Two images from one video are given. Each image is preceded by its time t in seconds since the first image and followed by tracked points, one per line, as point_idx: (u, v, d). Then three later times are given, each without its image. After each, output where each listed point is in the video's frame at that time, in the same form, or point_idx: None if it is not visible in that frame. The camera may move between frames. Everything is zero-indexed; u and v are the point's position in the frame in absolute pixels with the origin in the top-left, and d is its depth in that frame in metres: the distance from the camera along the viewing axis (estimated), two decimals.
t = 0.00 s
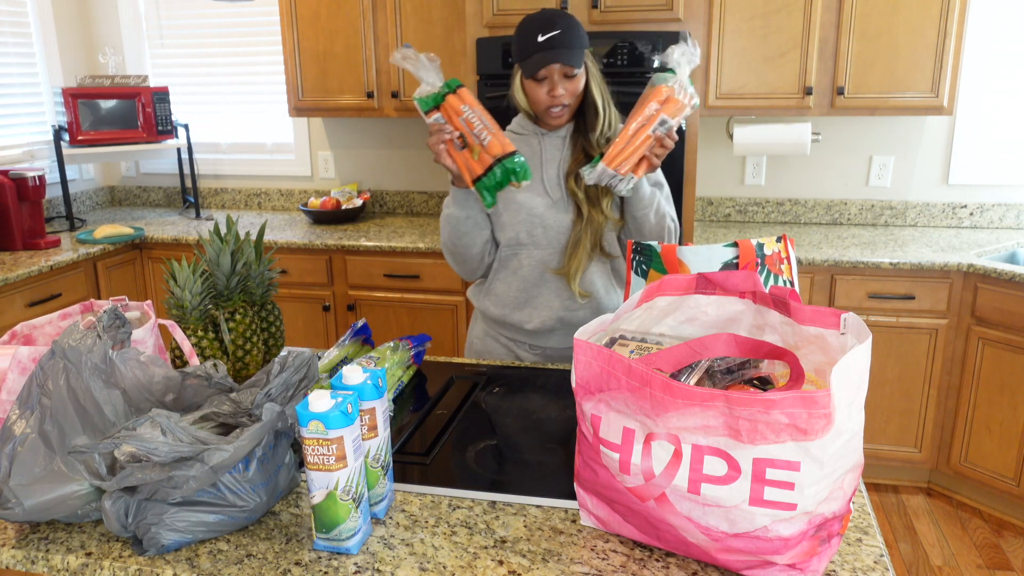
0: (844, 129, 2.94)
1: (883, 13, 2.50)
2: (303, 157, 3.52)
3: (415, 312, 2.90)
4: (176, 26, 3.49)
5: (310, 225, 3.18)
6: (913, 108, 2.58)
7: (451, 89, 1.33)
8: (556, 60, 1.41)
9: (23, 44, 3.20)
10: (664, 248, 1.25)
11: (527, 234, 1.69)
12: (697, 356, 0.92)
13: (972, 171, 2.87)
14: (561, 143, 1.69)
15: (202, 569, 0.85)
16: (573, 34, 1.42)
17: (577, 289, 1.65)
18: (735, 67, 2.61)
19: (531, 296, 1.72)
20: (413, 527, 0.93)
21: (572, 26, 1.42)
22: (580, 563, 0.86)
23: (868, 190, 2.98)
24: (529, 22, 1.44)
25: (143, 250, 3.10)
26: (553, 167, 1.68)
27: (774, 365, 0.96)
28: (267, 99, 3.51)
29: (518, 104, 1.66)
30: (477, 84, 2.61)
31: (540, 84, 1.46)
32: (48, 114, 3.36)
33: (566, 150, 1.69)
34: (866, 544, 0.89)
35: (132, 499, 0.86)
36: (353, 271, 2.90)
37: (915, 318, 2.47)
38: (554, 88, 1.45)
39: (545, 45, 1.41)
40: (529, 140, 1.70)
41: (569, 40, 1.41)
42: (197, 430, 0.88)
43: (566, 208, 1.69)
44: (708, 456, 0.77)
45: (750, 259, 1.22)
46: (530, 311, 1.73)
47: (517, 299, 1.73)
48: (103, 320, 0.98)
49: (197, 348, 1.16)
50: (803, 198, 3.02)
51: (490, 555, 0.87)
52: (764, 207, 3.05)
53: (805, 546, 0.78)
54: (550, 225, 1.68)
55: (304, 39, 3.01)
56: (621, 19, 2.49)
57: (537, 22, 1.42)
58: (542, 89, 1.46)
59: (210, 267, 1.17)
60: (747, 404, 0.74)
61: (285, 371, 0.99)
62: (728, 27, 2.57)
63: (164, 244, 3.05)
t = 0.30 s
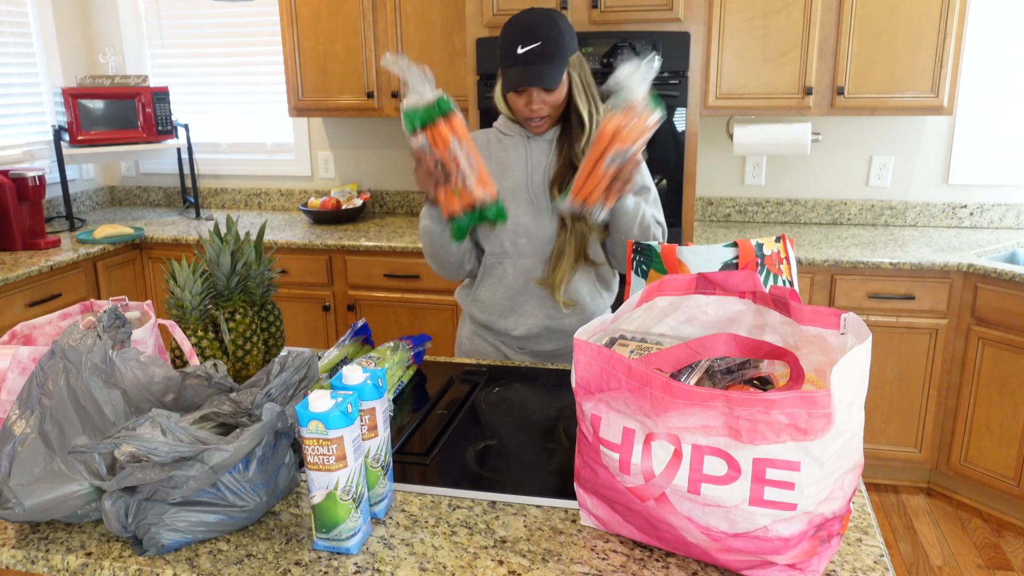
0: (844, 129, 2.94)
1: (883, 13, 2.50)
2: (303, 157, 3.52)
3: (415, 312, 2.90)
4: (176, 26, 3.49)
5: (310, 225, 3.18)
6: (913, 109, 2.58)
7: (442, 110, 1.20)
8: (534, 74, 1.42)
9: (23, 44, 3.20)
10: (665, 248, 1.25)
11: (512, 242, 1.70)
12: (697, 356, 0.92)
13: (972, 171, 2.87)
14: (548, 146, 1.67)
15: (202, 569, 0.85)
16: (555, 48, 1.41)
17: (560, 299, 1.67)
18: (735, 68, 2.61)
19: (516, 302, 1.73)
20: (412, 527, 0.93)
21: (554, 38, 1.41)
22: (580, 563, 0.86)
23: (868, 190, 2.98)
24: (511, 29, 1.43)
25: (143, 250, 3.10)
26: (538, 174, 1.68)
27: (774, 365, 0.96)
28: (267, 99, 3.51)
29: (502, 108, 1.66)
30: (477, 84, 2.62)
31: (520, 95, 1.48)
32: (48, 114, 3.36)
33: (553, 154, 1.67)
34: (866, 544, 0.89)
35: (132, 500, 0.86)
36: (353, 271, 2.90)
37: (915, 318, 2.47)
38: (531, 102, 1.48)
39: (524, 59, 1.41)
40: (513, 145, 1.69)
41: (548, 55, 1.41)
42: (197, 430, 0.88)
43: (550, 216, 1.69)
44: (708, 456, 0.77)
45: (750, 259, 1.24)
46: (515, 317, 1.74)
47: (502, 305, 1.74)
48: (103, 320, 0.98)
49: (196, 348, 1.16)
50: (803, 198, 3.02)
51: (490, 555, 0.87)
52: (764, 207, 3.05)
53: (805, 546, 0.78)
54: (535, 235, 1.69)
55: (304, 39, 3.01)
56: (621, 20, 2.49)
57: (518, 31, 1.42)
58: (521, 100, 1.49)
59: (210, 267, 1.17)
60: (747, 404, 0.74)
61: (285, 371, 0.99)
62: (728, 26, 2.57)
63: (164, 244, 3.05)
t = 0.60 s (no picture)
0: (844, 129, 2.94)
1: (882, 13, 2.50)
2: (303, 157, 3.51)
3: (416, 312, 2.90)
4: (176, 26, 3.49)
5: (310, 225, 3.18)
6: (913, 108, 2.58)
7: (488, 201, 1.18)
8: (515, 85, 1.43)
9: (23, 44, 3.20)
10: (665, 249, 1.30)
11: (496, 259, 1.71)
12: (697, 356, 0.92)
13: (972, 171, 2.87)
14: (526, 160, 1.69)
15: (202, 569, 0.85)
16: (540, 62, 1.43)
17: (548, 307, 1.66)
18: (735, 68, 2.61)
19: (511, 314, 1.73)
20: (413, 527, 0.93)
21: (537, 50, 1.42)
22: (580, 563, 0.86)
23: (868, 190, 2.98)
24: (494, 39, 1.44)
25: (143, 250, 3.10)
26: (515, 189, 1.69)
27: (774, 365, 0.96)
28: (267, 99, 3.51)
29: (479, 118, 1.67)
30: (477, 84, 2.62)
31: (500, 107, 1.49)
32: (48, 114, 3.36)
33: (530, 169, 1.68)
34: (866, 544, 0.89)
35: (132, 499, 0.86)
36: (353, 271, 2.90)
37: (915, 318, 2.47)
38: (511, 115, 1.50)
39: (507, 71, 1.43)
40: (490, 164, 1.71)
41: (531, 67, 1.42)
42: (197, 430, 0.88)
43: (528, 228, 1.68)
44: (708, 456, 0.77)
45: (750, 260, 1.28)
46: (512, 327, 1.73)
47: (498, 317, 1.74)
48: (103, 320, 0.98)
49: (197, 348, 1.16)
50: (803, 198, 3.02)
51: (490, 555, 0.87)
52: (764, 207, 3.05)
53: (806, 546, 0.78)
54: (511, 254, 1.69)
55: (304, 39, 3.01)
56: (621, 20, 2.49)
57: (502, 41, 1.42)
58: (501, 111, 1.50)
59: (210, 267, 1.17)
60: (747, 404, 0.74)
61: (285, 371, 0.99)
62: (728, 26, 2.57)
63: (164, 244, 3.05)
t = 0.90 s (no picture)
0: (844, 129, 2.94)
1: (882, 13, 2.50)
2: (303, 157, 3.51)
3: (416, 311, 2.90)
4: (176, 26, 3.49)
5: (310, 225, 3.18)
6: (913, 109, 2.58)
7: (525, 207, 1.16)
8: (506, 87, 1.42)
9: (23, 44, 3.20)
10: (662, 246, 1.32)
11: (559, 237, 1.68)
12: (697, 355, 0.92)
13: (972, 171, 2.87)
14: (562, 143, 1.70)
15: (202, 569, 0.85)
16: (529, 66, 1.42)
17: (600, 287, 1.65)
18: (735, 68, 2.61)
19: (559, 300, 1.71)
20: (412, 527, 0.93)
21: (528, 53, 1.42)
22: (580, 563, 0.86)
23: (868, 190, 2.98)
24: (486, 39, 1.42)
25: (143, 250, 3.10)
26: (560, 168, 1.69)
27: (774, 365, 0.97)
28: (267, 99, 3.51)
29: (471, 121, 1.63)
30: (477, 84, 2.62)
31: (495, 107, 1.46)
32: (48, 114, 3.36)
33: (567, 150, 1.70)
34: (866, 544, 0.89)
35: (132, 499, 0.86)
36: (353, 271, 2.90)
37: (915, 318, 2.47)
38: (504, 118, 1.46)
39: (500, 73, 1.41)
40: (501, 170, 1.69)
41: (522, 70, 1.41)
42: (197, 430, 0.88)
43: (567, 211, 1.69)
44: (708, 456, 0.77)
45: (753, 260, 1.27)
46: (559, 314, 1.71)
47: (544, 305, 1.72)
48: (103, 320, 0.98)
49: (196, 348, 1.16)
50: (803, 198, 3.02)
51: (490, 555, 0.87)
52: (764, 207, 3.05)
53: (805, 546, 0.78)
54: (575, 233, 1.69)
55: (304, 38, 3.01)
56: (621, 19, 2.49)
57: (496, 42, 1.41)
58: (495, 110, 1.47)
59: (210, 267, 1.16)
60: (747, 404, 0.74)
61: (285, 371, 0.99)
62: (728, 26, 2.57)
63: (164, 244, 3.05)
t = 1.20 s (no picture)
0: (844, 129, 2.94)
1: (882, 13, 2.50)
2: (303, 157, 3.51)
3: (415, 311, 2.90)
4: (176, 26, 3.49)
5: (310, 225, 3.18)
6: (913, 109, 2.58)
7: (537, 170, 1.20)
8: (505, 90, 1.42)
9: (23, 44, 3.20)
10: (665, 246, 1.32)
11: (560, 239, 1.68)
12: (697, 356, 0.92)
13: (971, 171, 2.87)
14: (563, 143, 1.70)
15: (202, 569, 0.85)
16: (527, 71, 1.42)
17: (601, 288, 1.65)
18: (735, 68, 2.61)
19: (560, 301, 1.71)
20: (412, 527, 0.93)
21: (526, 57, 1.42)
22: (580, 563, 0.86)
23: (868, 190, 2.98)
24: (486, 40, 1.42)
25: (143, 250, 3.10)
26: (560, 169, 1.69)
27: (774, 365, 0.97)
28: (267, 99, 3.51)
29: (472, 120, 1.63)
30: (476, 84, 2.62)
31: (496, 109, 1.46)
32: (48, 114, 3.36)
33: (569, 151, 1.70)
34: (866, 544, 0.89)
35: (132, 500, 0.86)
36: (353, 271, 2.90)
37: (915, 318, 2.47)
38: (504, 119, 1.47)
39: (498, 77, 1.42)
40: (502, 171, 1.68)
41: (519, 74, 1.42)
42: (197, 430, 0.88)
43: (568, 213, 1.69)
44: (708, 456, 0.77)
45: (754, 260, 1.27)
46: (561, 315, 1.71)
47: (546, 306, 1.72)
48: (103, 320, 0.98)
49: (196, 348, 1.16)
50: (803, 198, 3.02)
51: (490, 555, 0.87)
52: (764, 207, 3.05)
53: (805, 546, 0.78)
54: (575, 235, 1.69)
55: (304, 38, 3.01)
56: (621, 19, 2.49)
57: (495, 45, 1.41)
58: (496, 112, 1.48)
59: (210, 267, 1.16)
60: (747, 404, 0.74)
61: (285, 371, 0.99)
62: (728, 26, 2.57)
63: (164, 244, 3.05)
